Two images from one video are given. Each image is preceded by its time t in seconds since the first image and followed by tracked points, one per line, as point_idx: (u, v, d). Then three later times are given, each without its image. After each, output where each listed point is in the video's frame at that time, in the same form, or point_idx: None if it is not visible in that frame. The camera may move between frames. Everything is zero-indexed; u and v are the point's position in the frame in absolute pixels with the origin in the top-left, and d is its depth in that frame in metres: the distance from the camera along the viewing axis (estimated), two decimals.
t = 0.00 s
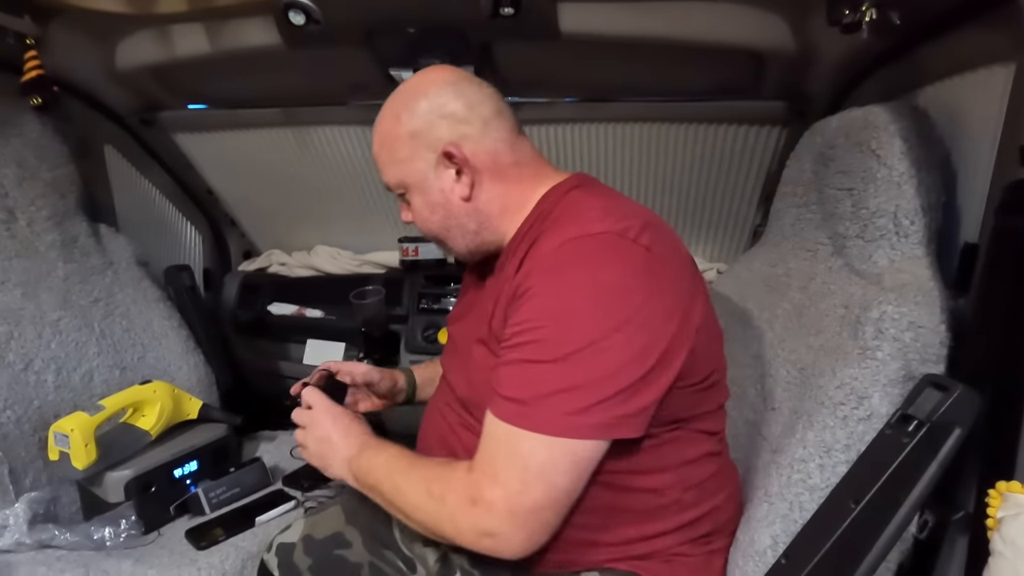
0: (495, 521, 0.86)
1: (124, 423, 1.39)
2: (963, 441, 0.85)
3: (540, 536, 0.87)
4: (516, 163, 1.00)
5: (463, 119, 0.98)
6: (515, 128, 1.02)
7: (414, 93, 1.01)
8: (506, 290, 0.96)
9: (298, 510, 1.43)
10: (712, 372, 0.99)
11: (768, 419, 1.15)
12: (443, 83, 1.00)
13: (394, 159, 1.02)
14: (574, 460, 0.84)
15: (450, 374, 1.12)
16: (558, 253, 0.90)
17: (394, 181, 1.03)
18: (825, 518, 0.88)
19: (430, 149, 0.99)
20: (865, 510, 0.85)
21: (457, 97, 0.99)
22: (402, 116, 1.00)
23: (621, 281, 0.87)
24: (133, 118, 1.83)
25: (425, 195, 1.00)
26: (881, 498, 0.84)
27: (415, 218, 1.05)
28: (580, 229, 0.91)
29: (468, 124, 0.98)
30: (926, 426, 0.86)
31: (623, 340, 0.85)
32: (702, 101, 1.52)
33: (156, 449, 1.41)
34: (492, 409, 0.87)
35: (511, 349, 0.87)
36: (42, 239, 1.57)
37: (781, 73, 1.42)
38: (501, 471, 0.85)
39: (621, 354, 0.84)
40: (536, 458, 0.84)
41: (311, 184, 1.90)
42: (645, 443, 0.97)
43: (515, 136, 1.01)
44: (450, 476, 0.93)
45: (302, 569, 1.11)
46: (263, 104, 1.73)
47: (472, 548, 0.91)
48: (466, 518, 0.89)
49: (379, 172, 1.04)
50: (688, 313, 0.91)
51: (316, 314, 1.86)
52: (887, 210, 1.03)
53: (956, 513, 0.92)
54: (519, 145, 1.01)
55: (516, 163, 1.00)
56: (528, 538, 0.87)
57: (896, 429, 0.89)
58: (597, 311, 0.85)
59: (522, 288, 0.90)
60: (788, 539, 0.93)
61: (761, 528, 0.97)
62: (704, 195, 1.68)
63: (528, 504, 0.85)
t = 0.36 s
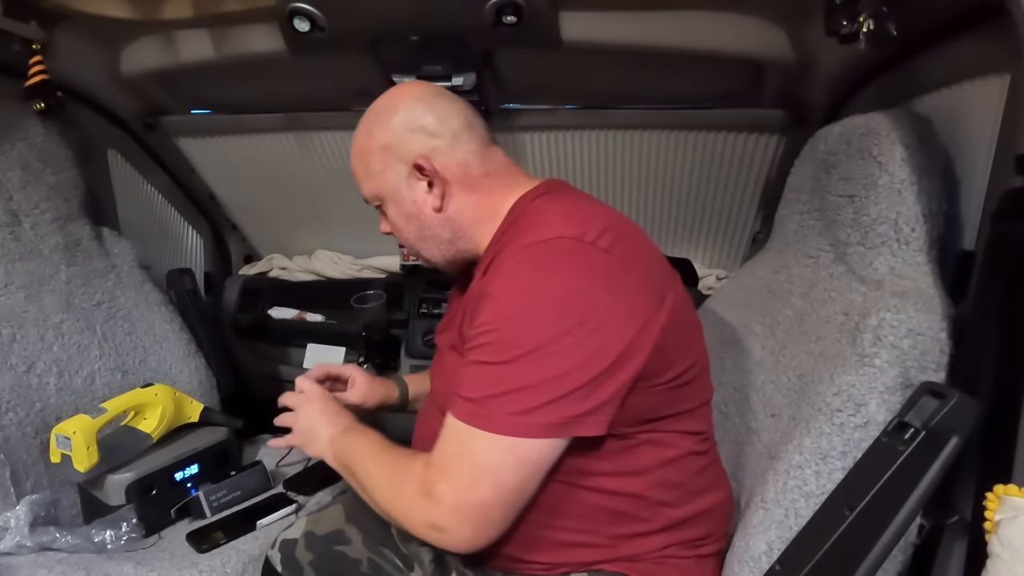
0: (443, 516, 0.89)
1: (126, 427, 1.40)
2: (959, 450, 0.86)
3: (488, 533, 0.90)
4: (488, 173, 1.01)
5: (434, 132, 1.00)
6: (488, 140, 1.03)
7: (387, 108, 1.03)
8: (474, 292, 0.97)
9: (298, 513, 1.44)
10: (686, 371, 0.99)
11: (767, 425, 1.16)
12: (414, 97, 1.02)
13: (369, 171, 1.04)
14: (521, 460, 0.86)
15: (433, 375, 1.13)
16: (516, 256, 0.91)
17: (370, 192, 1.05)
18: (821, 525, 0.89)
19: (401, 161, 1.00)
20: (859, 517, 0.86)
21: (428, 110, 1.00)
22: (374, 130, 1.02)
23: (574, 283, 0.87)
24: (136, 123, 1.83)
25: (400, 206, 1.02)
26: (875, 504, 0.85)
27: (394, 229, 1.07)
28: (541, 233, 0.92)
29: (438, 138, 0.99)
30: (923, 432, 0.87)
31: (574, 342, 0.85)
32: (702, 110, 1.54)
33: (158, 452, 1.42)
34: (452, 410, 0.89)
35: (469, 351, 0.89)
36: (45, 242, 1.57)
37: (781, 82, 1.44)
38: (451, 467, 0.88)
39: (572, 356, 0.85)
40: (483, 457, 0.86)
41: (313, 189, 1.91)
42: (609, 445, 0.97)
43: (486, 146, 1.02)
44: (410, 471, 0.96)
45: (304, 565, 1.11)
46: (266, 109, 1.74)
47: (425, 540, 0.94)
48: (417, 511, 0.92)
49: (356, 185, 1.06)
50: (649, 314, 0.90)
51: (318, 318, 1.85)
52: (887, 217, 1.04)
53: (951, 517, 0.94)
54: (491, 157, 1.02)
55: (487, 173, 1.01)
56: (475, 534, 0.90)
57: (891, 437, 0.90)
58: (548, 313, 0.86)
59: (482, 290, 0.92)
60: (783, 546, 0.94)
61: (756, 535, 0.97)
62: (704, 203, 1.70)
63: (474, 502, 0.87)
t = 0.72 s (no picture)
0: (392, 504, 0.92)
1: (128, 426, 1.40)
2: (962, 454, 0.85)
3: (435, 524, 0.92)
4: (468, 175, 1.01)
5: (414, 133, 1.00)
6: (469, 142, 1.03)
7: (370, 108, 1.03)
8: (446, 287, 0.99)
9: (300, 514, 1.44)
10: (662, 368, 0.98)
11: (770, 427, 1.16)
12: (397, 97, 1.03)
13: (352, 171, 1.05)
14: (465, 456, 0.87)
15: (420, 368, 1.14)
16: (476, 254, 0.91)
17: (353, 192, 1.06)
18: (822, 527, 0.89)
19: (382, 162, 1.01)
20: (857, 522, 0.86)
21: (410, 111, 1.01)
22: (356, 130, 1.03)
23: (526, 284, 0.87)
24: (139, 124, 1.83)
25: (380, 206, 1.03)
26: (875, 507, 0.85)
27: (375, 230, 1.08)
28: (502, 232, 0.92)
29: (419, 139, 1.00)
30: (925, 435, 0.87)
31: (526, 342, 0.86)
32: (705, 111, 1.54)
33: (160, 452, 1.42)
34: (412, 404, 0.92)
35: (430, 347, 0.91)
36: (48, 242, 1.57)
37: (784, 83, 1.44)
38: (401, 457, 0.91)
39: (520, 356, 0.86)
40: (428, 450, 0.88)
41: (315, 190, 1.91)
42: (577, 444, 0.97)
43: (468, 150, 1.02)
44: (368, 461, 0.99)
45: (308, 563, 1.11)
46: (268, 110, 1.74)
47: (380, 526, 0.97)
48: (370, 499, 0.95)
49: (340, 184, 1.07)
50: (609, 314, 0.89)
51: (319, 319, 1.86)
52: (891, 218, 1.04)
53: (954, 518, 0.93)
54: (471, 159, 1.02)
55: (466, 175, 1.01)
56: (422, 523, 0.92)
57: (893, 439, 0.91)
58: (499, 313, 0.86)
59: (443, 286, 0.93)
60: (783, 549, 0.93)
61: (756, 537, 0.97)
62: (705, 204, 1.70)
63: (421, 492, 0.89)
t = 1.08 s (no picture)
0: (363, 512, 0.93)
1: (123, 430, 1.39)
2: (961, 454, 0.85)
3: (408, 530, 0.92)
4: (437, 183, 1.00)
5: (380, 144, 0.99)
6: (437, 150, 1.02)
7: (335, 118, 1.03)
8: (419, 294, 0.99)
9: (298, 515, 1.44)
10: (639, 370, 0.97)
11: (769, 427, 1.15)
12: (361, 107, 1.02)
13: (320, 184, 1.04)
14: (433, 463, 0.87)
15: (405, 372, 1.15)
16: (441, 261, 0.91)
17: (323, 205, 1.06)
18: (818, 528, 0.88)
19: (349, 174, 1.01)
20: (856, 524, 0.85)
21: (375, 121, 1.00)
22: (322, 143, 1.02)
23: (490, 291, 0.87)
24: (135, 125, 1.83)
25: (350, 218, 1.03)
26: (871, 509, 0.85)
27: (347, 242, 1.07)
28: (469, 238, 0.92)
29: (385, 150, 0.99)
30: (923, 436, 0.87)
31: (490, 349, 0.86)
32: (703, 111, 1.54)
33: (156, 454, 1.41)
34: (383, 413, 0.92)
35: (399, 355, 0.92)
36: (43, 244, 1.57)
37: (781, 82, 1.44)
38: (371, 467, 0.91)
39: (486, 363, 0.85)
40: (398, 457, 0.88)
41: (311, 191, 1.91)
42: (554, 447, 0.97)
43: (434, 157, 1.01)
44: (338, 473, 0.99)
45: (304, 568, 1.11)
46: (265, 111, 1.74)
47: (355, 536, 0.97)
48: (342, 508, 0.96)
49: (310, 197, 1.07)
50: (577, 318, 0.89)
51: (316, 319, 1.84)
52: (890, 218, 1.04)
53: (952, 517, 0.93)
54: (440, 166, 1.01)
55: (435, 183, 1.00)
56: (395, 530, 0.92)
57: (891, 441, 0.90)
58: (463, 321, 0.86)
59: (410, 294, 0.93)
60: (780, 550, 0.93)
61: (753, 539, 0.96)
62: (703, 204, 1.70)
63: (392, 499, 0.90)
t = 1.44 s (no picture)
0: (330, 508, 0.97)
1: (123, 430, 1.40)
2: (959, 453, 0.85)
3: (374, 524, 0.95)
4: (408, 192, 1.01)
5: (348, 154, 1.00)
6: (407, 157, 1.02)
7: (303, 131, 1.03)
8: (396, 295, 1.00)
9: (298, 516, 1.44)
10: (612, 373, 0.96)
11: (767, 427, 1.15)
12: (328, 118, 1.02)
13: (293, 198, 1.05)
14: (394, 465, 0.90)
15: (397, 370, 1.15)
16: (408, 267, 0.92)
17: (297, 218, 1.06)
18: (817, 529, 0.89)
19: (319, 186, 1.01)
20: (854, 524, 0.86)
21: (342, 132, 1.00)
22: (291, 156, 1.03)
23: (450, 298, 0.87)
24: (136, 126, 1.84)
25: (325, 231, 1.03)
26: (869, 510, 0.85)
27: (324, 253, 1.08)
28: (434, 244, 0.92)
29: (353, 161, 0.99)
30: (920, 436, 0.87)
31: (450, 356, 0.86)
32: (702, 112, 1.54)
33: (156, 455, 1.41)
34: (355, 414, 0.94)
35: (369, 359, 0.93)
36: (44, 245, 1.57)
37: (781, 83, 1.44)
38: (336, 465, 0.94)
39: (447, 369, 0.86)
40: (361, 457, 0.91)
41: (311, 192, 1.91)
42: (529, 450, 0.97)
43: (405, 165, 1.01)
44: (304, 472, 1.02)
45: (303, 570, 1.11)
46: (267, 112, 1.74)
47: (325, 531, 1.01)
48: (310, 505, 1.00)
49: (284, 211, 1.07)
50: (540, 323, 0.88)
51: (316, 320, 1.85)
52: (889, 217, 1.04)
53: (951, 517, 0.93)
54: (411, 173, 1.01)
55: (406, 192, 1.00)
56: (361, 524, 0.96)
57: (890, 440, 0.90)
58: (423, 328, 0.87)
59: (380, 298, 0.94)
60: (778, 550, 0.93)
61: (751, 538, 0.96)
62: (703, 204, 1.70)
63: (356, 496, 0.93)
